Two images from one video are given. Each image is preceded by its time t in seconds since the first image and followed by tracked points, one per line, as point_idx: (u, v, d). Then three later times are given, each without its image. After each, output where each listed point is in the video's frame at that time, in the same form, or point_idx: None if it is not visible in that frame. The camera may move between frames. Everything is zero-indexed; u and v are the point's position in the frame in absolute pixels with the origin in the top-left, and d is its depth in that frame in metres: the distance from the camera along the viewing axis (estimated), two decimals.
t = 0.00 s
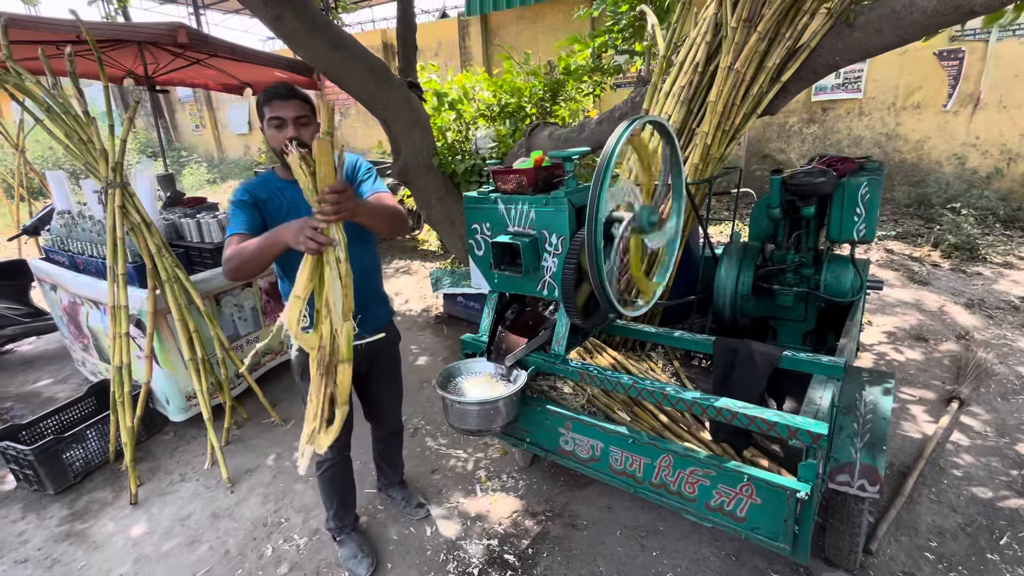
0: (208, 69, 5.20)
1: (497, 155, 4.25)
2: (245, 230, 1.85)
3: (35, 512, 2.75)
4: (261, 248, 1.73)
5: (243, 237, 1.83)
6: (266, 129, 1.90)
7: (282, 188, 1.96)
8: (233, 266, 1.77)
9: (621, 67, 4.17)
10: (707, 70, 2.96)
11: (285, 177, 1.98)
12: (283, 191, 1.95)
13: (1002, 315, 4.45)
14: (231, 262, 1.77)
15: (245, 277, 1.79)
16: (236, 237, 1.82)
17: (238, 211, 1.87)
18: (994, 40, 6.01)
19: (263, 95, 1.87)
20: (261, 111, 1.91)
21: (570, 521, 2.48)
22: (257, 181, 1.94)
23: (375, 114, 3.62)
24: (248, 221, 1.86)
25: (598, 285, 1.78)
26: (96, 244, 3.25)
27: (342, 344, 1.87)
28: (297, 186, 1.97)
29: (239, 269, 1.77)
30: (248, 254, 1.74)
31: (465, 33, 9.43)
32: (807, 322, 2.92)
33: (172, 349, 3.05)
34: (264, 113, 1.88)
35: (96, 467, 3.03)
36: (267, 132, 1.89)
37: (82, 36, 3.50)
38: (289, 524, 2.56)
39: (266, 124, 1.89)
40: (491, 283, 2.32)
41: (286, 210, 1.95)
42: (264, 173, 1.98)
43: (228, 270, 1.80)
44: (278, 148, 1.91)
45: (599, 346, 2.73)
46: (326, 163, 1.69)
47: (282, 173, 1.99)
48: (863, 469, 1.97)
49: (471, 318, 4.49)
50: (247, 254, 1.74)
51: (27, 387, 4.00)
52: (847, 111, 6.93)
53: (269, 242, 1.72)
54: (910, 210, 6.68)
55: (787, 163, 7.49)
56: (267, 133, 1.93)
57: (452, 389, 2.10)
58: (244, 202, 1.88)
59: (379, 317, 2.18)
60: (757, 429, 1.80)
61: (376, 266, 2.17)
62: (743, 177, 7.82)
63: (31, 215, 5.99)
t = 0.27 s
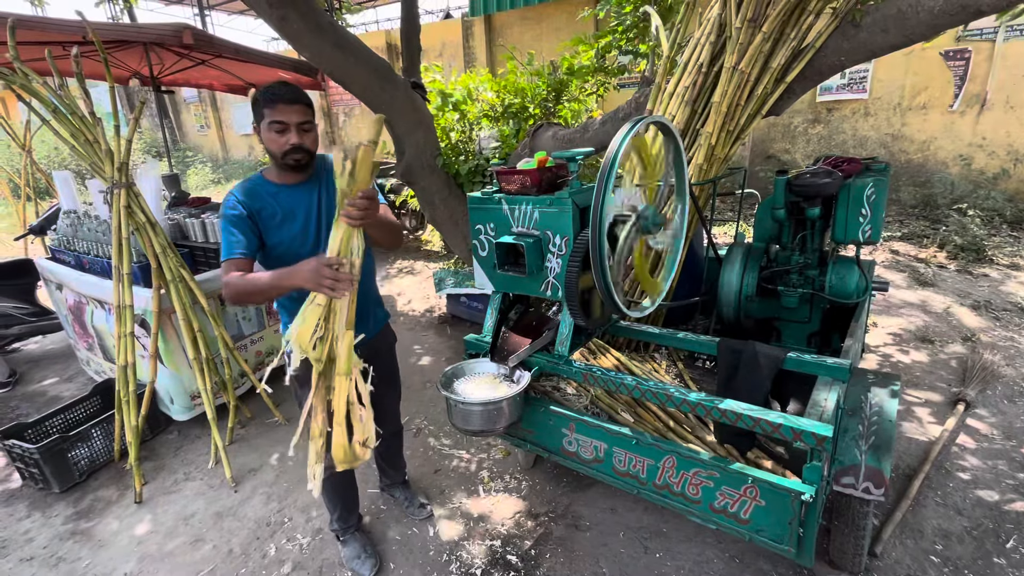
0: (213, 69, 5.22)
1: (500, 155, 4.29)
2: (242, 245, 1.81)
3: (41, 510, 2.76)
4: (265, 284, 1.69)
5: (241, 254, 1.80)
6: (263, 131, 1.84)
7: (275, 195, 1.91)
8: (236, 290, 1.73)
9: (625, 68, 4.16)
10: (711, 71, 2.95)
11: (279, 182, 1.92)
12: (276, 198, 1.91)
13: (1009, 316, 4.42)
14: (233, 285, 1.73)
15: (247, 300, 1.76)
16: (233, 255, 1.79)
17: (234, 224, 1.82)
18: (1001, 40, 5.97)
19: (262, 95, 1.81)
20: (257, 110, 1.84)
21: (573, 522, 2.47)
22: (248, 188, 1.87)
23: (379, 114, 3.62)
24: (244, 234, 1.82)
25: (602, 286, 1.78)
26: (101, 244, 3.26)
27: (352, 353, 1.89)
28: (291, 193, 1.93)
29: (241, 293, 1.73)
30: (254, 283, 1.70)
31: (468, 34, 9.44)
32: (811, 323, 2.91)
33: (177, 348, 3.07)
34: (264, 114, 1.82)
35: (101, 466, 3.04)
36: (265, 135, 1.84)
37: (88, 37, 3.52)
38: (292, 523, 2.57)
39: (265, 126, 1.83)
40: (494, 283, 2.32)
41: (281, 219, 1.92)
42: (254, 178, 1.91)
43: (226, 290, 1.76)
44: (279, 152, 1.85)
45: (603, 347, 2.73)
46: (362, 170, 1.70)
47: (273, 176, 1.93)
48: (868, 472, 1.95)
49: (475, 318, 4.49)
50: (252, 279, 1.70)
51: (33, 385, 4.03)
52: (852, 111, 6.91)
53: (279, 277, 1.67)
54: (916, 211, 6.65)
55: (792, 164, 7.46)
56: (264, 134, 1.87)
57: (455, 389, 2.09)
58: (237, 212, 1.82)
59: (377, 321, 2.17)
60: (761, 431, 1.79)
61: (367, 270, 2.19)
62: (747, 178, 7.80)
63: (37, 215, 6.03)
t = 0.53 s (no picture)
0: (217, 69, 5.23)
1: (503, 155, 4.27)
2: (240, 245, 1.78)
3: (44, 509, 2.77)
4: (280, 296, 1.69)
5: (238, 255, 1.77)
6: (281, 131, 1.81)
7: (276, 195, 1.89)
8: (237, 294, 1.71)
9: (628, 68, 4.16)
10: (715, 72, 2.94)
11: (280, 182, 1.90)
12: (277, 198, 1.88)
13: (1015, 318, 4.39)
14: (232, 288, 1.70)
15: (246, 306, 1.74)
16: (229, 255, 1.75)
17: (232, 223, 1.78)
18: (1006, 40, 5.93)
19: (283, 94, 1.79)
20: (274, 109, 1.81)
21: (575, 524, 2.47)
22: (247, 188, 1.85)
23: (381, 114, 3.62)
24: (243, 234, 1.79)
25: (604, 287, 1.78)
26: (105, 244, 3.27)
27: (330, 368, 1.86)
28: (292, 193, 1.91)
29: (240, 298, 1.71)
30: (268, 292, 1.69)
31: (471, 34, 9.44)
32: (815, 325, 2.89)
33: (180, 348, 3.08)
34: (285, 113, 1.79)
35: (105, 465, 3.05)
36: (284, 135, 1.81)
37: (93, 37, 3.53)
38: (294, 523, 2.57)
39: (286, 125, 1.81)
40: (497, 284, 2.31)
41: (281, 220, 1.89)
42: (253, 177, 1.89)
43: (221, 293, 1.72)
44: (303, 153, 1.84)
45: (605, 348, 2.73)
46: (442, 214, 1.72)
47: (275, 176, 1.91)
48: (871, 475, 1.95)
49: (477, 319, 4.49)
50: (262, 288, 1.70)
51: (37, 384, 4.04)
52: (856, 112, 6.88)
53: (306, 289, 1.68)
54: (920, 212, 6.62)
55: (795, 165, 7.44)
56: (279, 133, 1.83)
57: (457, 391, 2.09)
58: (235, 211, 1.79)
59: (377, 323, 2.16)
60: (765, 434, 1.78)
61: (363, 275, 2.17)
62: (750, 179, 7.78)
63: (42, 214, 6.06)
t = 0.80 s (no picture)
0: (220, 70, 5.25)
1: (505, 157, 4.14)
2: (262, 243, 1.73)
3: (47, 508, 2.78)
4: (300, 309, 1.67)
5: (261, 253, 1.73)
6: (319, 134, 1.80)
7: (297, 194, 1.87)
8: (256, 298, 1.65)
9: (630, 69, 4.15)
10: (717, 72, 2.94)
11: (300, 182, 1.88)
12: (298, 197, 1.86)
13: (1019, 320, 4.38)
14: (250, 292, 1.65)
15: (259, 311, 1.68)
16: (245, 255, 1.69)
17: (253, 220, 1.72)
18: (1010, 40, 5.91)
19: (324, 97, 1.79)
20: (312, 110, 1.79)
21: (576, 525, 2.47)
22: (268, 185, 1.81)
23: (384, 114, 3.63)
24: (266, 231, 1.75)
25: (607, 287, 1.77)
26: (108, 244, 3.28)
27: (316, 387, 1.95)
28: (313, 194, 1.91)
29: (258, 304, 1.66)
30: (291, 304, 1.66)
31: (474, 35, 9.45)
32: (818, 326, 2.88)
33: (183, 348, 3.09)
34: (325, 117, 1.79)
35: (107, 464, 3.06)
36: (322, 139, 1.81)
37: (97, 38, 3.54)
38: (295, 523, 2.57)
39: (325, 129, 1.80)
40: (498, 285, 2.31)
41: (301, 219, 1.87)
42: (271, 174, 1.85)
43: (237, 295, 1.66)
44: (338, 157, 1.85)
45: (607, 348, 2.73)
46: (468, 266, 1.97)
47: (293, 175, 1.88)
48: (874, 476, 1.94)
49: (479, 319, 4.49)
50: (287, 297, 1.67)
51: (41, 383, 4.06)
52: (859, 113, 6.87)
53: (323, 309, 1.67)
54: (924, 213, 6.60)
55: (798, 166, 7.42)
56: (314, 135, 1.82)
57: (458, 391, 2.09)
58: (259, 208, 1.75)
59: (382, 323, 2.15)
60: (767, 435, 1.78)
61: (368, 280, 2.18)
62: (753, 179, 7.77)
63: (45, 214, 6.08)
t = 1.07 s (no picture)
0: (222, 70, 5.26)
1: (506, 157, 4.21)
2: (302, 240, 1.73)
3: (49, 507, 2.78)
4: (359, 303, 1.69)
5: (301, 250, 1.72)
6: (353, 137, 1.77)
7: (330, 194, 1.85)
8: (313, 292, 1.67)
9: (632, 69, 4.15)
10: (719, 73, 2.93)
11: (332, 181, 1.87)
12: (328, 198, 1.84)
13: (1021, 321, 4.37)
14: (307, 285, 1.67)
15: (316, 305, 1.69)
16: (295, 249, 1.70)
17: (288, 220, 1.71)
18: (1013, 41, 5.90)
19: (358, 99, 1.75)
20: (346, 112, 1.76)
21: (577, 525, 2.47)
22: (304, 182, 1.80)
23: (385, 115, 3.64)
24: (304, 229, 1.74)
25: (608, 288, 1.77)
26: (110, 244, 3.29)
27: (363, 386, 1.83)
28: (344, 194, 1.90)
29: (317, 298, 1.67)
30: (344, 298, 1.68)
31: (475, 35, 9.46)
32: (819, 327, 2.88)
33: (185, 348, 3.09)
34: (359, 120, 1.76)
35: (109, 463, 3.06)
36: (356, 143, 1.78)
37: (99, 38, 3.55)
38: (296, 523, 2.57)
39: (358, 132, 1.77)
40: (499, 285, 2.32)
41: (334, 219, 1.87)
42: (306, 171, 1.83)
43: (294, 288, 1.67)
44: (368, 160, 1.83)
45: (608, 349, 2.74)
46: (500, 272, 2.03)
47: (325, 174, 1.87)
48: (875, 478, 1.94)
49: (480, 319, 4.49)
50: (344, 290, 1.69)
51: (43, 383, 4.07)
52: (860, 114, 6.86)
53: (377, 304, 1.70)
54: (926, 213, 6.59)
55: (799, 166, 7.41)
56: (346, 138, 1.79)
57: (459, 391, 2.08)
58: (297, 205, 1.75)
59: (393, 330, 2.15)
60: (768, 436, 1.78)
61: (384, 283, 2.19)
62: (755, 180, 7.77)
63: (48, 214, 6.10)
